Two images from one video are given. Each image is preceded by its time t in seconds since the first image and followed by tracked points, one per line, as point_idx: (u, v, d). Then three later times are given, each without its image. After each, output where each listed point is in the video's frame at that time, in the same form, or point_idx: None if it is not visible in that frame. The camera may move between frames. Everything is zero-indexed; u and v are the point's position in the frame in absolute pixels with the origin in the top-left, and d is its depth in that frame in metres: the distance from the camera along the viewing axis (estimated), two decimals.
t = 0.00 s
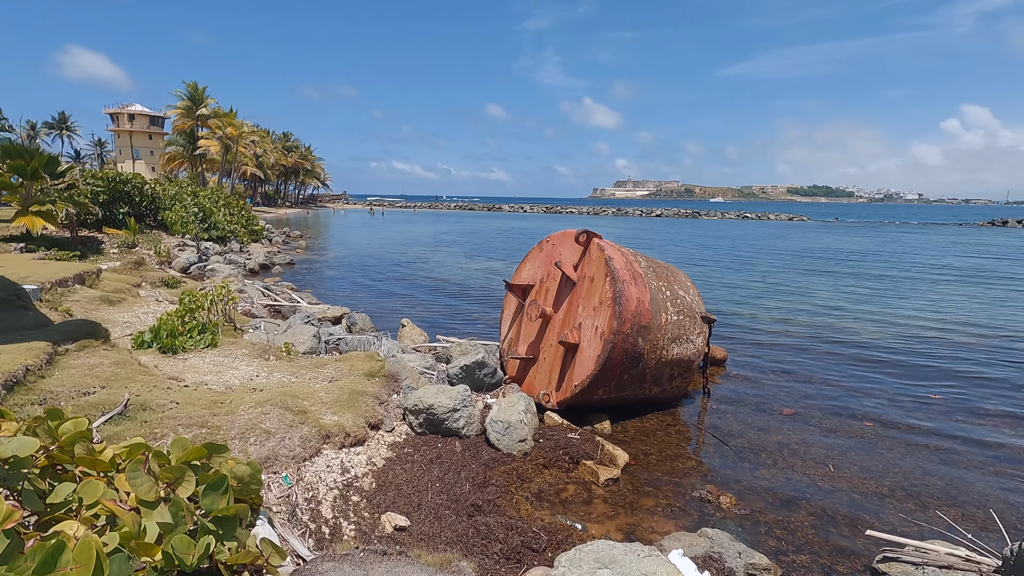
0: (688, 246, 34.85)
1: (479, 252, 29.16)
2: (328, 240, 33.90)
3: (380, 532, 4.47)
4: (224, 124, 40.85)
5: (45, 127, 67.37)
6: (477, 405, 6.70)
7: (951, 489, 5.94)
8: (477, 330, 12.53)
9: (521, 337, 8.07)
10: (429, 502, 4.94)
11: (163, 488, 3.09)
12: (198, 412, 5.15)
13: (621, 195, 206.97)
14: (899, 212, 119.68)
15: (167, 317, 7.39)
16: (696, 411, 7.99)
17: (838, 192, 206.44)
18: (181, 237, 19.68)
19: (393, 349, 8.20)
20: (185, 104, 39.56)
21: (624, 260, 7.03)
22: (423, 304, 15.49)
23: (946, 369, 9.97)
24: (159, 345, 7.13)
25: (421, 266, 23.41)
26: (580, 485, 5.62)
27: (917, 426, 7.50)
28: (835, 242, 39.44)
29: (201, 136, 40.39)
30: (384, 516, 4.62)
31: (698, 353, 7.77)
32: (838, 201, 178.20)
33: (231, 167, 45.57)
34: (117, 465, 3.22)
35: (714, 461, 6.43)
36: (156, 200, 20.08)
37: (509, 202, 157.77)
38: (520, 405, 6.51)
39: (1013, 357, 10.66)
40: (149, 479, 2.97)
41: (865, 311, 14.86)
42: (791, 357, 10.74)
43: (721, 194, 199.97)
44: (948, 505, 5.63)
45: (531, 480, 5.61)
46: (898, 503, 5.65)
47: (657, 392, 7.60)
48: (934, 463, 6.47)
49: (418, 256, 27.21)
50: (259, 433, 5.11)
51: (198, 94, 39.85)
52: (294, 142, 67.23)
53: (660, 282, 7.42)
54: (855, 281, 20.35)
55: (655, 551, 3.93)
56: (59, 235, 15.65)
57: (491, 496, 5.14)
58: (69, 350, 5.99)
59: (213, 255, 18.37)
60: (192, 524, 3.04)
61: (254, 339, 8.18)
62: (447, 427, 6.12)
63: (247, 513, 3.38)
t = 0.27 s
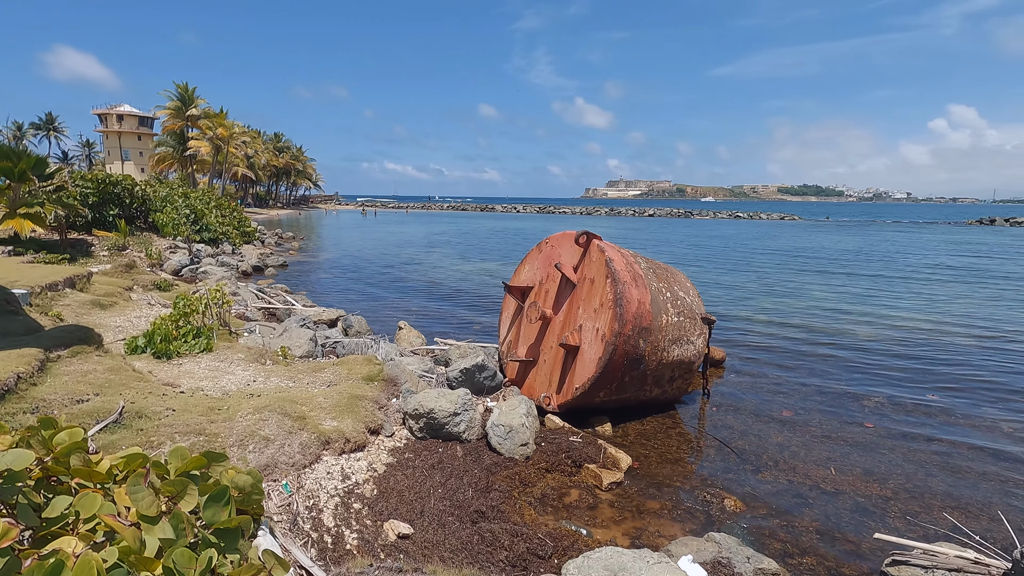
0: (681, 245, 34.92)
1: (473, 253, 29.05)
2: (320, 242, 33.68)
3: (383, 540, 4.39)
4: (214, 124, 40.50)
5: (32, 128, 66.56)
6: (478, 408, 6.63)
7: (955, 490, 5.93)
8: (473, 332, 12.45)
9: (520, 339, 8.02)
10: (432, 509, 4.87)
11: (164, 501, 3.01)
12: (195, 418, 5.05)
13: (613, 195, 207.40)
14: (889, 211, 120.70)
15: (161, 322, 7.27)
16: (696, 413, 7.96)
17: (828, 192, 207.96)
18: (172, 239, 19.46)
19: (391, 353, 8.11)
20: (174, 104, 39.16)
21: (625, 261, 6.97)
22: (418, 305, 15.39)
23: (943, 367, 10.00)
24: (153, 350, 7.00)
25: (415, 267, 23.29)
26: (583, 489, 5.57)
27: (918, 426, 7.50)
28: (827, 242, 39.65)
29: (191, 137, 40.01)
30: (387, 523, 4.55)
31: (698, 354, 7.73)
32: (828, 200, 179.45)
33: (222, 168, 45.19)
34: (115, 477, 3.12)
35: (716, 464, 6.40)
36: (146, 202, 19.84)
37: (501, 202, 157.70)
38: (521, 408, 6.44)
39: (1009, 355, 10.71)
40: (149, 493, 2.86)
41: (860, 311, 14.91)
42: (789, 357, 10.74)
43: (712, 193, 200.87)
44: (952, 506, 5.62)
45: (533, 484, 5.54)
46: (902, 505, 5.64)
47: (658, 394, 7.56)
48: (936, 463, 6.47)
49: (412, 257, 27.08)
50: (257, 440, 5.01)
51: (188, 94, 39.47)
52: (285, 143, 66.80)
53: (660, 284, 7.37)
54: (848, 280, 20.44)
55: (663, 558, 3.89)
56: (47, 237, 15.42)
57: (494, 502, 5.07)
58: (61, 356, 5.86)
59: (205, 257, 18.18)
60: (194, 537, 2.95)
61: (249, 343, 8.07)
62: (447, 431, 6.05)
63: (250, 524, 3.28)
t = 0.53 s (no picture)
0: (674, 246, 34.97)
1: (466, 254, 28.95)
2: (313, 243, 33.47)
3: (378, 547, 4.32)
4: (205, 125, 40.19)
5: (19, 129, 65.85)
6: (474, 411, 6.57)
7: (951, 490, 5.93)
8: (468, 333, 12.38)
9: (515, 341, 7.96)
10: (428, 514, 4.80)
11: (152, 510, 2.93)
12: (186, 424, 4.96)
13: (606, 195, 207.86)
14: (879, 210, 121.64)
15: (151, 326, 7.17)
16: (692, 414, 7.93)
17: (819, 191, 209.32)
18: (162, 242, 19.26)
19: (385, 356, 8.04)
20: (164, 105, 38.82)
21: (620, 262, 6.93)
22: (412, 307, 15.30)
23: (937, 366, 10.02)
24: (143, 354, 6.90)
25: (408, 269, 23.19)
26: (581, 492, 5.51)
27: (914, 426, 7.50)
28: (819, 241, 39.82)
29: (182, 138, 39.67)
30: (382, 530, 4.47)
31: (694, 355, 7.69)
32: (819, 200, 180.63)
33: (213, 169, 44.87)
34: (103, 486, 3.05)
35: (713, 466, 6.37)
36: (136, 204, 19.62)
37: (494, 203, 157.65)
38: (518, 410, 6.37)
39: (1001, 354, 10.76)
40: (137, 504, 2.80)
41: (853, 310, 14.96)
42: (784, 357, 10.74)
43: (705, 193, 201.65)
44: (949, 507, 5.61)
45: (531, 488, 5.48)
46: (900, 506, 5.63)
47: (654, 395, 7.52)
48: (932, 463, 6.47)
49: (405, 258, 26.96)
50: (249, 446, 4.92)
51: (178, 95, 39.15)
52: (277, 144, 66.43)
53: (656, 285, 7.33)
54: (841, 279, 20.52)
55: (663, 563, 3.85)
56: (35, 240, 15.21)
57: (490, 507, 5.01)
58: (48, 362, 5.75)
59: (196, 259, 18.00)
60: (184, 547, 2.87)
61: (241, 346, 7.97)
62: (443, 435, 5.98)
63: (242, 533, 3.21)
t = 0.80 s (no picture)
0: (667, 247, 35.07)
1: (460, 256, 28.89)
2: (305, 245, 33.30)
3: (369, 553, 4.26)
4: (195, 127, 39.91)
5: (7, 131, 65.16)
6: (466, 414, 6.52)
7: (942, 490, 5.94)
8: (461, 335, 12.33)
9: (508, 343, 7.92)
10: (420, 519, 4.74)
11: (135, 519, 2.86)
12: (172, 431, 4.88)
13: (599, 196, 208.23)
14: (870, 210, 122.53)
15: (138, 330, 7.07)
16: (686, 415, 7.91)
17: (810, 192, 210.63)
18: (152, 244, 19.08)
19: (377, 358, 7.97)
20: (154, 107, 38.51)
21: (613, 263, 6.90)
22: (405, 309, 15.22)
23: (928, 366, 10.08)
24: (131, 359, 6.81)
25: (401, 271, 23.10)
26: (574, 496, 5.47)
27: (906, 426, 7.52)
28: (810, 242, 40.02)
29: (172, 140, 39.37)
30: (373, 536, 4.41)
31: (688, 356, 7.67)
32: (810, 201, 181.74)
33: (204, 171, 44.55)
34: (85, 494, 2.98)
35: (707, 468, 6.35)
36: (125, 206, 19.42)
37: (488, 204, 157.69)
38: (511, 413, 6.32)
39: (991, 353, 10.84)
40: (118, 515, 2.73)
41: (845, 310, 15.02)
42: (777, 358, 10.76)
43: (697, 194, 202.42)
44: (941, 507, 5.62)
45: (524, 492, 5.43)
46: (893, 507, 5.63)
47: (647, 397, 7.49)
48: (923, 463, 6.49)
49: (398, 260, 26.86)
50: (238, 452, 4.85)
51: (168, 96, 38.85)
52: (269, 145, 66.10)
53: (649, 286, 7.30)
54: (833, 279, 20.63)
55: (657, 567, 3.82)
56: (22, 243, 15.01)
57: (483, 511, 4.96)
58: (32, 367, 5.64)
59: (186, 262, 17.84)
60: (168, 557, 2.81)
61: (231, 350, 7.88)
62: (435, 439, 5.92)
63: (228, 542, 3.15)
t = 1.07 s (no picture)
0: (661, 248, 35.15)
1: (454, 258, 28.84)
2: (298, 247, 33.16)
3: (362, 559, 4.20)
4: (188, 129, 39.70)
5: None
6: (461, 417, 6.47)
7: (937, 490, 5.94)
8: (456, 337, 12.28)
9: (503, 345, 7.88)
10: (414, 524, 4.69)
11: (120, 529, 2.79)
12: (162, 436, 4.81)
13: (593, 197, 208.57)
14: (862, 211, 123.33)
15: (128, 333, 6.98)
16: (681, 416, 7.90)
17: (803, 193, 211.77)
18: (143, 247, 18.93)
19: (370, 361, 7.92)
20: (146, 108, 38.27)
21: (607, 265, 6.87)
22: (399, 311, 15.16)
23: (921, 366, 10.11)
24: (120, 363, 6.72)
25: (395, 273, 23.03)
26: (569, 498, 5.44)
27: (899, 426, 7.53)
28: (803, 243, 40.22)
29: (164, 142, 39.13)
30: (366, 541, 4.36)
31: (682, 357, 7.65)
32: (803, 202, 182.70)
33: (196, 173, 44.29)
34: (71, 503, 2.93)
35: (702, 470, 6.34)
36: (116, 208, 19.26)
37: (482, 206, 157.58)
38: (506, 416, 6.28)
39: (983, 353, 10.89)
40: (101, 525, 2.68)
41: (838, 311, 15.07)
42: (771, 359, 10.77)
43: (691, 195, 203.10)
44: (935, 507, 5.62)
45: (518, 495, 5.39)
46: (887, 508, 5.63)
47: (642, 398, 7.47)
48: (917, 463, 6.50)
49: (392, 262, 26.78)
50: (229, 457, 4.78)
51: (160, 98, 38.63)
52: (262, 147, 65.84)
53: (643, 287, 7.28)
54: (826, 280, 20.71)
55: (653, 571, 3.79)
56: (11, 246, 14.86)
57: (477, 515, 4.90)
58: (19, 372, 5.56)
59: (178, 264, 17.72)
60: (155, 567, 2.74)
61: (222, 353, 7.81)
62: (429, 442, 5.87)
63: (217, 549, 3.09)
